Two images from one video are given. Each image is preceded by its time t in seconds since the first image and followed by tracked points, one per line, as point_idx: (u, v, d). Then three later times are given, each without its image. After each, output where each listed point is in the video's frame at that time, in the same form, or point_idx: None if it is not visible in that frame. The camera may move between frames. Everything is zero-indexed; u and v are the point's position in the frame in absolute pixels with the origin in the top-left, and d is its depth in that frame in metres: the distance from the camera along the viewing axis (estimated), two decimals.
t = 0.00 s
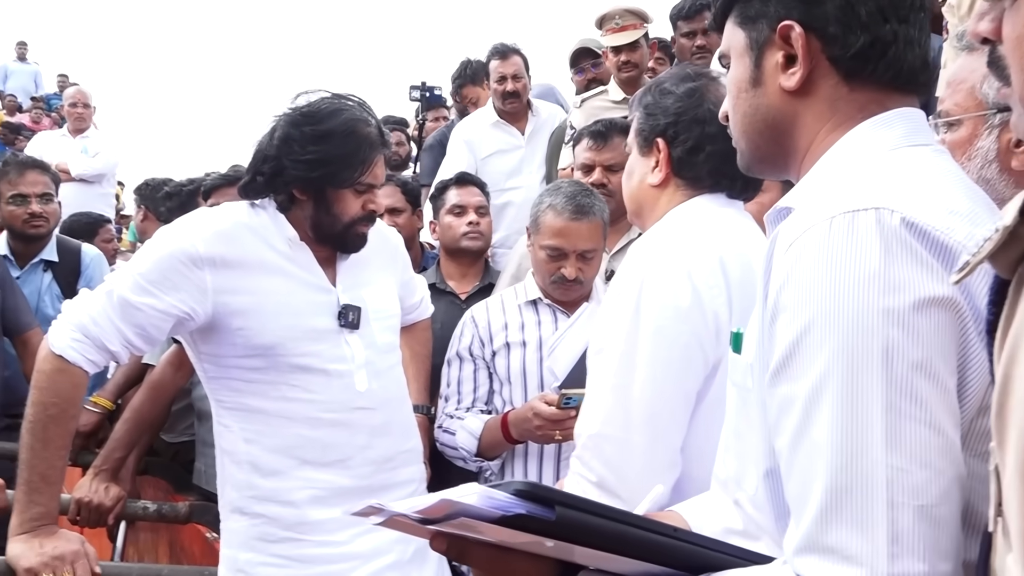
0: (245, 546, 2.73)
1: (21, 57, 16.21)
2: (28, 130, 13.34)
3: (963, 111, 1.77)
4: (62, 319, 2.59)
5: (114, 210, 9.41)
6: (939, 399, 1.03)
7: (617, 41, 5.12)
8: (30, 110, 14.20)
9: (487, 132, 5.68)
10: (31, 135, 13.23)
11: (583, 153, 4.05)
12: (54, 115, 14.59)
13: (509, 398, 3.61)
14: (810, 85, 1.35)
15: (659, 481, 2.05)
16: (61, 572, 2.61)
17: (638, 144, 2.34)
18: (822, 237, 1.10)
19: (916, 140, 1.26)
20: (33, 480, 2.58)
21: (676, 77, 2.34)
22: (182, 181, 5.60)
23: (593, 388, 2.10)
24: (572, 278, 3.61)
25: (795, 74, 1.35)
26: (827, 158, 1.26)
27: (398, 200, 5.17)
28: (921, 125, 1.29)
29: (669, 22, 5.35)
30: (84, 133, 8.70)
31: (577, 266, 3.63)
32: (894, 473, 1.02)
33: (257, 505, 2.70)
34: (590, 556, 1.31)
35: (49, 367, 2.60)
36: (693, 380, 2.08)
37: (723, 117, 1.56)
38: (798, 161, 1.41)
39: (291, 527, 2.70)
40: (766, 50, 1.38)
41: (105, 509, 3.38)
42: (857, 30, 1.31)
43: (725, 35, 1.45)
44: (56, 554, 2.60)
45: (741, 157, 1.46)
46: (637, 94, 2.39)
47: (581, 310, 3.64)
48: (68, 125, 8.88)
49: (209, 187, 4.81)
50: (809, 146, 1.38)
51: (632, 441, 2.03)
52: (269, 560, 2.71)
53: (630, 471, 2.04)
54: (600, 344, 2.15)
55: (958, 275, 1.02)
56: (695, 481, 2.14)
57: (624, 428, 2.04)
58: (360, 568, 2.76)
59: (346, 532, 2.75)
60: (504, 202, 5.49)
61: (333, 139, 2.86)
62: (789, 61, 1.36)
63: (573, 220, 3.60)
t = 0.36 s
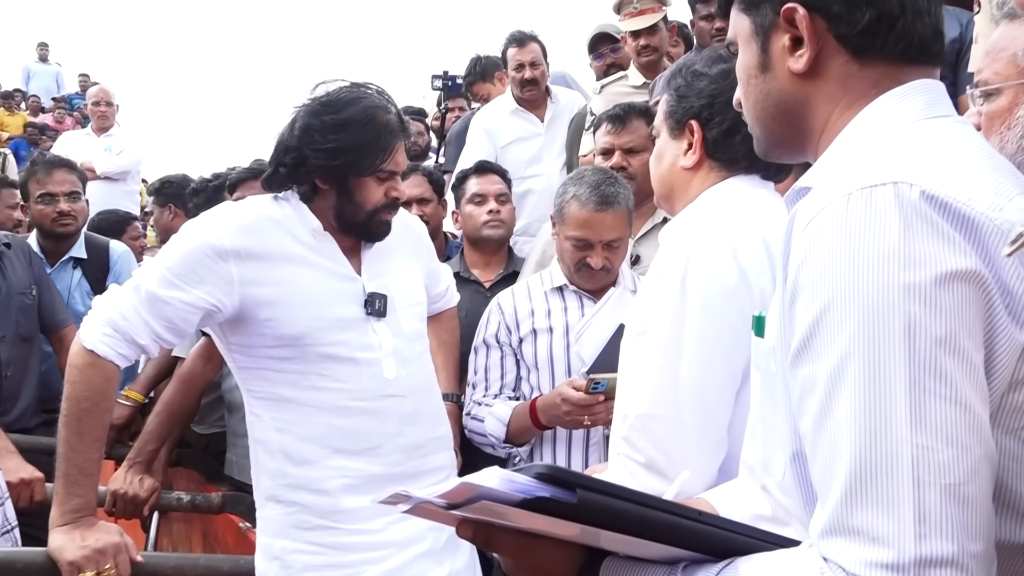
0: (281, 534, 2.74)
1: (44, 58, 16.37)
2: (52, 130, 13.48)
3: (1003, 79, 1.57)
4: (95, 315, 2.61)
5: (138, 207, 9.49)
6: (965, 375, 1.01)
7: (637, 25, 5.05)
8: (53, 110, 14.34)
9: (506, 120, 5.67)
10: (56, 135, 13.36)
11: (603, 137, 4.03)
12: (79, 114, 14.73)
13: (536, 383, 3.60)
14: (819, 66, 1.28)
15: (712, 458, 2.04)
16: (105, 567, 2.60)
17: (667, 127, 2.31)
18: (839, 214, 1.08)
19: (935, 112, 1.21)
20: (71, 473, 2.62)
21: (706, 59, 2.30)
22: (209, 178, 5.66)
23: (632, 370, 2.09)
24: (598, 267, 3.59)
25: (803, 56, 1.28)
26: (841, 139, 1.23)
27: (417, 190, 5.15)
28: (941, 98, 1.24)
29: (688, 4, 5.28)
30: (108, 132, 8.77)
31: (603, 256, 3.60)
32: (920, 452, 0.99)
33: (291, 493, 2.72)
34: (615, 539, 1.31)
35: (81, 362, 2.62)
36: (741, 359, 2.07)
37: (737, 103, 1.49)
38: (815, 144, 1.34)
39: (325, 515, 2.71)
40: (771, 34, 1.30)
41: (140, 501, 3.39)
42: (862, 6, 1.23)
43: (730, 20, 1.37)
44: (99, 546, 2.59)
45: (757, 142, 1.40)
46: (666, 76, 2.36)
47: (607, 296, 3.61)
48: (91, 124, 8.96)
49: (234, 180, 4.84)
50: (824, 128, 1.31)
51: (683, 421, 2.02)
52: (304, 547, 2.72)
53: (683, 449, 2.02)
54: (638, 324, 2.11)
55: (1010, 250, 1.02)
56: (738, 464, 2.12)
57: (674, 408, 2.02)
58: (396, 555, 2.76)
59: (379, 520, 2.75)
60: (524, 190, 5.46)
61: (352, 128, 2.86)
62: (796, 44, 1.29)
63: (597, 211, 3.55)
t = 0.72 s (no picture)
0: (301, 522, 2.76)
1: (55, 53, 16.44)
2: (65, 124, 13.56)
3: None
4: (112, 307, 2.62)
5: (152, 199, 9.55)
6: (977, 352, 0.99)
7: (646, 6, 5.00)
8: (66, 104, 14.42)
9: (517, 105, 5.65)
10: (69, 129, 13.41)
11: (616, 118, 4.00)
12: (92, 108, 14.79)
13: (553, 367, 3.58)
14: (822, 45, 1.25)
15: (728, 443, 2.03)
16: (134, 552, 2.64)
17: (683, 106, 2.29)
18: (845, 193, 1.07)
19: (944, 86, 1.19)
20: (92, 463, 2.64)
21: (722, 36, 2.27)
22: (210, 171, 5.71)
23: (649, 352, 2.09)
24: (610, 249, 3.57)
25: (805, 36, 1.25)
26: (846, 117, 1.21)
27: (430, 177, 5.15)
28: (949, 71, 1.22)
29: None
30: (120, 125, 8.81)
31: (615, 238, 3.58)
32: (933, 432, 0.98)
33: (309, 481, 2.73)
34: (630, 528, 1.30)
35: (100, 352, 2.64)
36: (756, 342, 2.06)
37: (744, 84, 1.49)
38: (822, 122, 1.32)
39: (344, 502, 2.72)
40: (773, 14, 1.28)
41: (162, 490, 3.44)
42: None
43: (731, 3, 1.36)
44: (122, 534, 2.63)
45: (764, 123, 1.39)
46: (680, 54, 2.34)
47: (623, 278, 3.60)
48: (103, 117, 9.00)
49: (248, 170, 4.85)
50: (830, 106, 1.29)
51: (700, 406, 2.01)
52: (324, 535, 2.73)
53: (699, 432, 2.01)
54: (657, 307, 2.10)
55: None
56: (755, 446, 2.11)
57: (690, 392, 2.02)
58: (416, 540, 2.77)
59: (398, 505, 2.76)
60: (536, 175, 5.45)
61: (365, 118, 2.85)
62: (798, 24, 1.26)
63: (610, 192, 3.55)
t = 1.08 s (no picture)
0: (311, 519, 2.77)
1: (67, 52, 16.52)
2: (77, 123, 13.63)
3: None
4: (124, 304, 2.64)
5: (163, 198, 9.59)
6: (994, 347, 0.99)
7: (656, 4, 5.00)
8: (78, 103, 14.49)
9: (528, 104, 5.65)
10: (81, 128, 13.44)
11: (627, 114, 3.99)
12: (104, 107, 14.85)
13: (563, 364, 3.60)
14: (836, 40, 1.25)
15: (737, 443, 2.04)
16: (145, 554, 2.64)
17: (691, 102, 2.29)
18: (862, 186, 1.07)
19: (959, 81, 1.19)
20: (105, 460, 2.65)
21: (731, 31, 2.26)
22: (211, 173, 5.73)
23: (658, 350, 2.08)
24: (621, 245, 3.57)
25: (818, 31, 1.25)
26: (858, 112, 1.21)
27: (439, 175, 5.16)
28: (965, 66, 1.22)
29: None
30: (132, 124, 8.85)
31: (626, 233, 3.58)
32: (949, 427, 0.98)
33: (319, 479, 2.74)
34: (642, 523, 1.30)
35: (112, 350, 2.65)
36: (766, 339, 2.05)
37: (755, 81, 1.48)
38: (835, 118, 1.32)
39: (353, 500, 2.73)
40: (786, 10, 1.28)
41: (173, 486, 3.45)
42: None
43: None
44: (136, 535, 2.64)
45: (777, 120, 1.38)
46: (689, 49, 2.33)
47: (634, 276, 3.60)
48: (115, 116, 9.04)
49: (259, 169, 4.86)
50: (844, 102, 1.28)
51: (709, 405, 2.01)
52: (334, 532, 2.74)
53: (707, 432, 2.01)
54: (665, 305, 2.09)
55: None
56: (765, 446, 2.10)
57: (699, 391, 2.02)
58: (424, 536, 2.77)
59: (407, 502, 2.77)
60: (546, 173, 5.44)
61: (376, 116, 2.86)
62: (811, 19, 1.26)
63: (619, 188, 3.55)
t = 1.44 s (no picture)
0: (305, 514, 2.77)
1: (69, 44, 16.51)
2: (79, 116, 13.64)
3: None
4: (121, 296, 2.64)
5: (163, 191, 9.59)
6: (983, 351, 1.00)
7: (659, 6, 5.01)
8: (80, 95, 14.50)
9: (529, 103, 5.66)
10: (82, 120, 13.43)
11: (628, 114, 4.00)
12: (105, 100, 14.85)
13: (560, 365, 3.60)
14: (835, 46, 1.25)
15: (729, 446, 2.05)
16: (135, 541, 2.66)
17: (690, 106, 2.30)
18: (856, 189, 1.07)
19: (957, 86, 1.20)
20: (100, 451, 2.65)
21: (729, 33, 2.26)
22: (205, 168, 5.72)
23: (652, 351, 2.10)
24: (622, 242, 3.58)
25: (818, 36, 1.26)
26: (855, 117, 1.22)
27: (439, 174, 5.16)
28: (963, 71, 1.22)
29: None
30: (133, 117, 8.85)
31: (627, 231, 3.59)
32: (935, 429, 0.99)
33: (314, 474, 2.74)
34: (630, 519, 1.31)
35: (108, 342, 2.66)
36: (760, 346, 2.06)
37: (756, 83, 1.49)
38: (834, 123, 1.33)
39: (347, 495, 2.73)
40: (786, 15, 1.29)
41: (168, 478, 3.44)
42: None
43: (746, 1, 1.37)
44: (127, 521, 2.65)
45: (777, 122, 1.39)
46: (687, 53, 2.34)
47: (633, 276, 3.62)
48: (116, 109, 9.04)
49: (259, 165, 4.87)
50: (842, 107, 1.29)
51: (699, 410, 2.03)
52: (328, 527, 2.74)
53: (698, 436, 2.03)
54: (658, 312, 2.12)
55: None
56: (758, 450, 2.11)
57: (690, 395, 2.03)
58: (418, 533, 2.78)
59: (402, 499, 2.77)
60: (546, 173, 5.45)
61: (375, 112, 2.86)
62: (811, 24, 1.27)
63: (621, 184, 3.56)
